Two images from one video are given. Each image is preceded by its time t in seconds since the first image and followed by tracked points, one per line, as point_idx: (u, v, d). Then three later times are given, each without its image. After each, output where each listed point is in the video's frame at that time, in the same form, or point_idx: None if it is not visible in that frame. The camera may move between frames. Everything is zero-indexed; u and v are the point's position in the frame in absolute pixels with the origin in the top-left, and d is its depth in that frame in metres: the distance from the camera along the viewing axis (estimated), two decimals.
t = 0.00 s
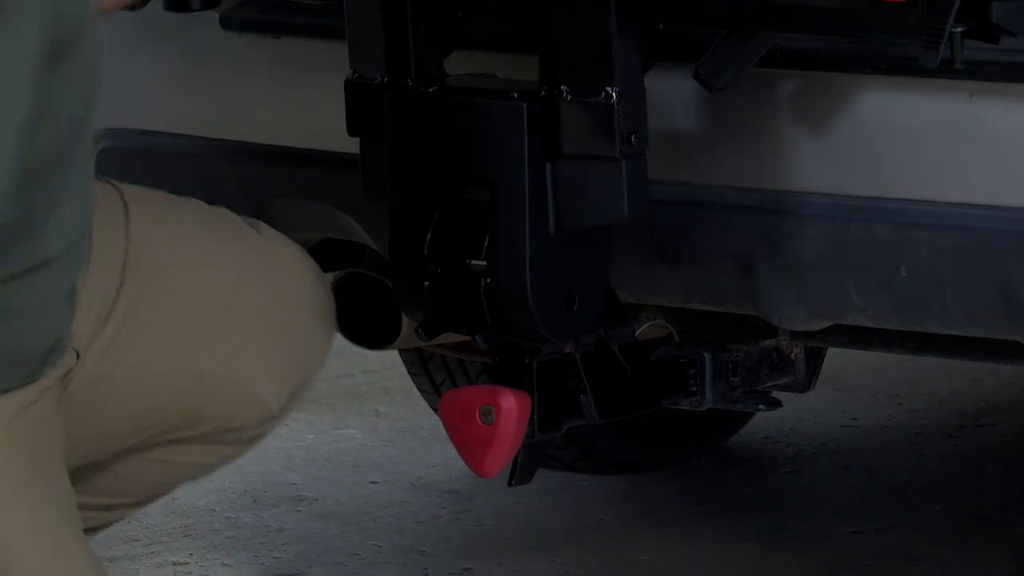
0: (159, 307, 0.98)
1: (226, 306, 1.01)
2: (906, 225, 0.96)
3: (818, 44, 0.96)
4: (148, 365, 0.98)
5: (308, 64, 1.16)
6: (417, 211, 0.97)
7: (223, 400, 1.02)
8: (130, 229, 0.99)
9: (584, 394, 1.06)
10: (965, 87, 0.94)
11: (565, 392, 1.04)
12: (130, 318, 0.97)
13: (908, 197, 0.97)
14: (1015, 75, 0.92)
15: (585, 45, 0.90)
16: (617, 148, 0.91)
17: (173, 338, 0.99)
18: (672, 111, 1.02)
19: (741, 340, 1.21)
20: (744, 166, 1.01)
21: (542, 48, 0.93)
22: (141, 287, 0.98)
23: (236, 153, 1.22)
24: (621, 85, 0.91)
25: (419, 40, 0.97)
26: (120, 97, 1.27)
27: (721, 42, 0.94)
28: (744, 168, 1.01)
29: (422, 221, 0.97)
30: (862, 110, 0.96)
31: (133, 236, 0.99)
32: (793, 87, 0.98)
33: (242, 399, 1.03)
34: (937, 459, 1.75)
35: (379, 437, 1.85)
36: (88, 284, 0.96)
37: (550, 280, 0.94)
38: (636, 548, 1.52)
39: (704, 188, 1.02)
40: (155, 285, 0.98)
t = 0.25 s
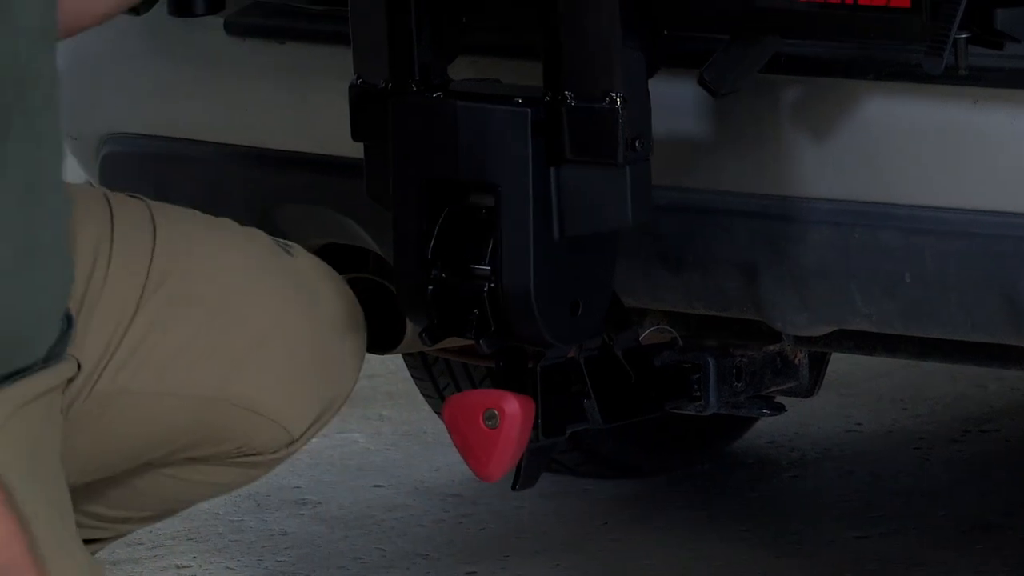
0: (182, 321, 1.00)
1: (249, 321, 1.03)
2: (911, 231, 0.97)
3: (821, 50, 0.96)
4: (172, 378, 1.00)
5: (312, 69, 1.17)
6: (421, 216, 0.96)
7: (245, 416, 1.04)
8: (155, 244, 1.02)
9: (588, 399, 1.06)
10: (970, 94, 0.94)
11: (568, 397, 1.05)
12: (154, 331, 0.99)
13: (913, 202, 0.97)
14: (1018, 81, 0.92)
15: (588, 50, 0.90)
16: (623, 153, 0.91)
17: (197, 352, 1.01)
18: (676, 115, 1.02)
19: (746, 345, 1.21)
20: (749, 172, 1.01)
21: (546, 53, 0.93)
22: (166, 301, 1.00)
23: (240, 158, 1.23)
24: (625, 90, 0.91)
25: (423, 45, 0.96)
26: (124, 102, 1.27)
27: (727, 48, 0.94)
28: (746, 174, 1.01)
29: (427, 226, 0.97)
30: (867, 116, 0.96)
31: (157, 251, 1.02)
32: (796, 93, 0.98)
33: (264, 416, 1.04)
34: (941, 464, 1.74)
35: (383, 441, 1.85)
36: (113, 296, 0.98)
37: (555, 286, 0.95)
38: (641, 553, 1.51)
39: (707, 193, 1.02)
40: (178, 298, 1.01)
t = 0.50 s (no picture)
0: (166, 304, 1.02)
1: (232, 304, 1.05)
2: (916, 227, 0.96)
3: (822, 45, 0.96)
4: (158, 362, 1.01)
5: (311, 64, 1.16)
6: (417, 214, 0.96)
7: (231, 398, 1.05)
8: (138, 230, 1.04)
9: (591, 395, 1.06)
10: (971, 90, 0.93)
11: (571, 393, 1.05)
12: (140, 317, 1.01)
13: (916, 199, 0.97)
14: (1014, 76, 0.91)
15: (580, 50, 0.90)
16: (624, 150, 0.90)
17: (181, 335, 1.02)
18: (676, 110, 1.02)
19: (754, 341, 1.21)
20: (750, 166, 1.00)
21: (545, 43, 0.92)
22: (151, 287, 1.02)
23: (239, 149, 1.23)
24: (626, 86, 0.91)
25: (422, 41, 0.96)
26: (124, 96, 1.27)
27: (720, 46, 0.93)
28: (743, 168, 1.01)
29: (428, 223, 0.96)
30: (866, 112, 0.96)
31: (140, 237, 1.03)
32: (797, 88, 0.98)
33: (251, 398, 1.06)
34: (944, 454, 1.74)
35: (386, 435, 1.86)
36: (98, 282, 1.00)
37: (555, 284, 0.94)
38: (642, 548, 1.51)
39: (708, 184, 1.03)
40: (164, 284, 1.03)
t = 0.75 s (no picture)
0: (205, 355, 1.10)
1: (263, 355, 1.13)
2: (878, 295, 1.04)
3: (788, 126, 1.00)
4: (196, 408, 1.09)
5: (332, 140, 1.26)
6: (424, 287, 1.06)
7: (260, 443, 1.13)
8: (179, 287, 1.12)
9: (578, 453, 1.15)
10: (931, 170, 0.99)
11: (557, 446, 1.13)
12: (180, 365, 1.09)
13: (878, 268, 1.04)
14: (960, 168, 0.98)
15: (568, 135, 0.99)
16: (609, 228, 1.03)
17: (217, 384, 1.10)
18: (654, 189, 1.07)
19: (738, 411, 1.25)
20: (721, 241, 1.07)
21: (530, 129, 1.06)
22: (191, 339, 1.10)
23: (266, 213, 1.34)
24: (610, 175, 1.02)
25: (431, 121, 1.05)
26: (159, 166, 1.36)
27: (688, 132, 1.03)
28: (707, 246, 1.08)
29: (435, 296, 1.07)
30: (822, 197, 1.03)
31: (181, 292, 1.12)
32: (767, 168, 1.03)
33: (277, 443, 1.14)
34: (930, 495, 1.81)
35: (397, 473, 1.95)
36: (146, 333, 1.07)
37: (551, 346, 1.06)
38: None
39: (674, 256, 1.09)
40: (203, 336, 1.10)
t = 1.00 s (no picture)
0: (301, 415, 1.51)
1: (345, 410, 1.54)
2: (778, 377, 1.42)
3: (711, 264, 1.41)
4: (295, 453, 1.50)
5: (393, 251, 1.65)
6: (455, 366, 1.45)
7: (347, 474, 1.53)
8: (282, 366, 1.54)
9: (569, 478, 1.56)
10: (814, 293, 1.40)
11: (553, 475, 1.53)
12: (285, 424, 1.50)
13: (779, 359, 1.42)
14: (835, 289, 1.40)
15: (561, 256, 1.38)
16: (591, 325, 1.40)
17: (310, 435, 1.51)
18: (621, 303, 1.49)
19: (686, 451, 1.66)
20: (664, 337, 1.47)
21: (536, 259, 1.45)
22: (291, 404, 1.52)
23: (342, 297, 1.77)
24: (591, 290, 1.39)
25: (461, 250, 1.43)
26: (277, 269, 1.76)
27: (647, 256, 1.41)
28: (663, 341, 1.47)
29: (468, 372, 1.45)
30: (739, 306, 1.43)
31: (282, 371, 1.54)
32: (699, 287, 1.44)
33: (360, 474, 1.54)
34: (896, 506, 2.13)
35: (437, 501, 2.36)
36: (256, 406, 1.50)
37: (549, 413, 1.43)
38: None
39: (647, 350, 1.48)
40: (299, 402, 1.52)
